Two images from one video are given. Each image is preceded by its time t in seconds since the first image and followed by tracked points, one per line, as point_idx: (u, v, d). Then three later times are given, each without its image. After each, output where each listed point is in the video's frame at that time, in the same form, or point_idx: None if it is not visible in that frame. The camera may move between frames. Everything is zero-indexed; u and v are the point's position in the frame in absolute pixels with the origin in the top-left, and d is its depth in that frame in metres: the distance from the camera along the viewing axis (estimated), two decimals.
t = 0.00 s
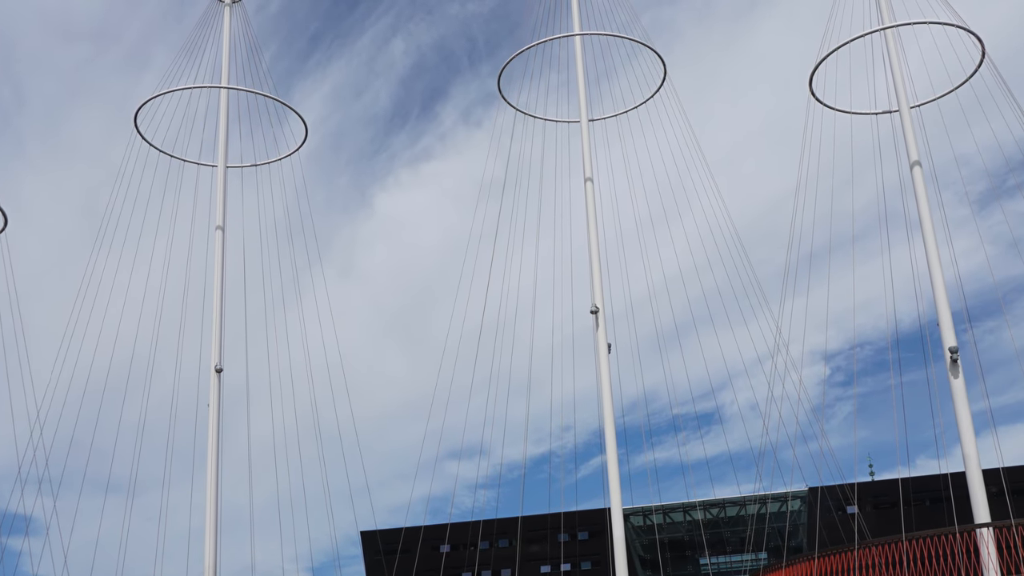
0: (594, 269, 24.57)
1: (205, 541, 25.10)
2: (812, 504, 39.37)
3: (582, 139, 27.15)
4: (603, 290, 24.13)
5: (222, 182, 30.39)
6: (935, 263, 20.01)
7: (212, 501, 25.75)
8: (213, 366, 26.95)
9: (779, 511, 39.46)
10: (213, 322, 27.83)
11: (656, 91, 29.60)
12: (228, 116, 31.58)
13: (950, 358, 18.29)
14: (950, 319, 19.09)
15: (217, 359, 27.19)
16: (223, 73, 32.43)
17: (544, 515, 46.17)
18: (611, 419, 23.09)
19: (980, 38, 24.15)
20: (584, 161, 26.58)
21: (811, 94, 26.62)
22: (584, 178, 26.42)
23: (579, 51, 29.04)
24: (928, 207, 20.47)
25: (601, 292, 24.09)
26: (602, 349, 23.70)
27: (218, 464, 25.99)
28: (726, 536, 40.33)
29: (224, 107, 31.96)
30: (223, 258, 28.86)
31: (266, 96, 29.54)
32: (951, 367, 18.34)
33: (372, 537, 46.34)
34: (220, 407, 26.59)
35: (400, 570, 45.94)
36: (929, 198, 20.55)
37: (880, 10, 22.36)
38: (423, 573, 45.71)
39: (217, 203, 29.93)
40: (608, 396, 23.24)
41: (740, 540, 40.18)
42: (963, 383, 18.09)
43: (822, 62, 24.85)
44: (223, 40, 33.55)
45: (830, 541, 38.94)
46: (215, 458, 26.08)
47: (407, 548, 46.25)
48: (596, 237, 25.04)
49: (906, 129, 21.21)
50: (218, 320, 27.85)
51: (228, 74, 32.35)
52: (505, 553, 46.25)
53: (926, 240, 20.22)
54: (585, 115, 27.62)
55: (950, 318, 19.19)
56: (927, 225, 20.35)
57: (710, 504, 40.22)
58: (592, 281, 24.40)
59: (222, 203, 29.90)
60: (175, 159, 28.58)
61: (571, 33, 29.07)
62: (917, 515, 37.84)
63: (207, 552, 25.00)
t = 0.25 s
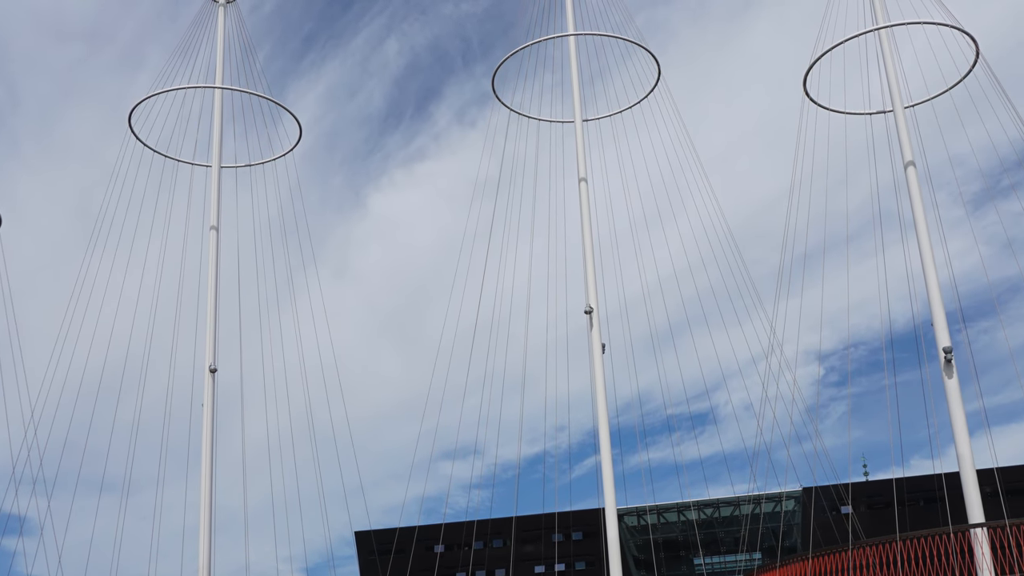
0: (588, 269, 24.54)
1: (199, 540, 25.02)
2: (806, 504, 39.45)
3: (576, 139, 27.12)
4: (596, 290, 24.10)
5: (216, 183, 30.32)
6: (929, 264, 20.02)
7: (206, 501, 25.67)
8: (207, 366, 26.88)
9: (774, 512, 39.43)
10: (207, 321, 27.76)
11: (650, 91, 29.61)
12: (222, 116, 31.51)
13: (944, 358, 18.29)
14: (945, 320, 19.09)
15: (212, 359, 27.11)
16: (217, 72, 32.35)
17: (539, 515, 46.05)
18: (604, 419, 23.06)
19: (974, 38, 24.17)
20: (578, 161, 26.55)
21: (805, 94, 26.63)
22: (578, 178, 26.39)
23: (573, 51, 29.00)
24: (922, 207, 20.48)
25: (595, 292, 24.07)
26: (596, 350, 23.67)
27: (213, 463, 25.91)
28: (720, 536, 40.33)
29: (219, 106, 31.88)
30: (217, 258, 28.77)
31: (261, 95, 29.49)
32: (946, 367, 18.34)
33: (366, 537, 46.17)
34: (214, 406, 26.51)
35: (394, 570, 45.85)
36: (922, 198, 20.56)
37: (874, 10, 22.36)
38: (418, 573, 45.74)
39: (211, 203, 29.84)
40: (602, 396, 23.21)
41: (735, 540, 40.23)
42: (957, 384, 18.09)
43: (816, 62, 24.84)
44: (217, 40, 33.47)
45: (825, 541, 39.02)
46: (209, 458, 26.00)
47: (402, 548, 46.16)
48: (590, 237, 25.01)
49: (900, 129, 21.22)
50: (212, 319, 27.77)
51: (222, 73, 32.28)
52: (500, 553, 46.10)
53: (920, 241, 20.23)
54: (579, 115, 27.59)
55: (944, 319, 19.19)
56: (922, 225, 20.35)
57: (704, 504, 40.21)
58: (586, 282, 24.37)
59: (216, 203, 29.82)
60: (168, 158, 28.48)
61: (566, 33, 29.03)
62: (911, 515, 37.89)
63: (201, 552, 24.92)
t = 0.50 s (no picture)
0: (582, 269, 24.52)
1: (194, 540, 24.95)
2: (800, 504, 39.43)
3: (570, 139, 27.10)
4: (591, 290, 24.08)
5: (211, 183, 30.24)
6: (923, 264, 20.03)
7: (200, 501, 25.60)
8: (201, 366, 26.81)
9: (768, 512, 39.56)
10: (201, 321, 27.68)
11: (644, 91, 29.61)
12: (216, 116, 31.43)
13: (938, 358, 18.30)
14: (939, 320, 19.11)
15: (206, 360, 27.04)
16: (210, 73, 32.26)
17: (533, 516, 46.08)
18: (599, 419, 23.04)
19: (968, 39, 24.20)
20: (572, 161, 26.53)
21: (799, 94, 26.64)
22: (573, 178, 26.37)
23: (567, 52, 28.98)
24: (917, 207, 20.49)
25: (590, 292, 24.05)
26: (590, 350, 23.65)
27: (207, 464, 25.84)
28: (714, 536, 40.36)
29: (212, 107, 31.79)
30: (211, 258, 28.70)
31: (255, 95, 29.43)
32: (940, 368, 18.35)
33: (361, 537, 46.23)
34: (208, 406, 26.44)
35: (388, 570, 45.76)
36: (917, 199, 20.57)
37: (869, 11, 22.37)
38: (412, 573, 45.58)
39: (205, 203, 29.76)
40: (597, 396, 23.19)
41: (729, 540, 40.21)
42: (951, 384, 18.10)
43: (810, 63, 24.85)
44: (211, 40, 33.38)
45: (819, 541, 38.95)
46: (203, 458, 25.94)
47: (396, 548, 46.14)
48: (584, 237, 24.99)
49: (895, 130, 21.23)
50: (206, 319, 27.70)
51: (216, 74, 32.20)
52: (494, 553, 46.17)
53: (915, 241, 20.24)
54: (573, 115, 27.57)
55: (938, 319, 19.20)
56: (916, 225, 20.37)
57: (699, 504, 40.22)
58: (580, 282, 24.35)
59: (210, 203, 29.74)
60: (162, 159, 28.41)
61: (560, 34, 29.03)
62: (905, 516, 37.93)
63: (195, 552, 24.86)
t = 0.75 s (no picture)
0: (576, 269, 24.49)
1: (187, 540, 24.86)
2: (795, 505, 39.52)
3: (564, 139, 27.07)
4: (584, 290, 24.06)
5: (205, 183, 30.15)
6: (917, 264, 20.04)
7: (194, 501, 25.51)
8: (195, 366, 26.73)
9: (761, 512, 39.60)
10: (195, 321, 27.60)
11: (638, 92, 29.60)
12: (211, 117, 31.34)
13: (932, 358, 18.30)
14: (933, 320, 19.10)
15: (200, 360, 26.96)
16: (205, 74, 32.17)
17: (527, 516, 46.04)
18: (593, 419, 23.01)
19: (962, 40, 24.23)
20: (566, 161, 26.50)
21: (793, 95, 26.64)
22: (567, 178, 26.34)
23: (561, 52, 28.95)
24: (911, 208, 20.49)
25: (584, 293, 24.03)
26: (584, 350, 23.62)
27: (201, 465, 25.76)
28: (708, 537, 40.39)
29: (207, 107, 31.71)
30: (206, 258, 28.61)
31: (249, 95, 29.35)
32: (934, 368, 18.35)
33: (355, 537, 46.04)
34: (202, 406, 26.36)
35: (382, 570, 45.68)
36: (911, 199, 20.58)
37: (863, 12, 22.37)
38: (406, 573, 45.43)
39: (199, 203, 29.68)
40: (590, 396, 23.16)
41: (723, 540, 40.24)
42: (945, 384, 18.10)
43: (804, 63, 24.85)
44: (205, 41, 33.29)
45: (813, 541, 38.95)
46: (197, 458, 25.84)
47: (390, 548, 46.10)
48: (579, 238, 24.96)
49: (889, 130, 21.24)
50: (200, 319, 27.62)
51: (211, 74, 32.12)
52: (488, 553, 45.97)
53: (908, 241, 20.25)
54: (568, 116, 27.54)
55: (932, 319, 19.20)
56: (910, 225, 20.37)
57: (693, 504, 40.37)
58: (574, 282, 24.32)
59: (204, 204, 29.65)
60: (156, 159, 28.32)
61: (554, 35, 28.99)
62: (899, 516, 37.96)
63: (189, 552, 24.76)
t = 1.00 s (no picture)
0: (571, 269, 24.46)
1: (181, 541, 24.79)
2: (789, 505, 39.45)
3: (559, 139, 27.04)
4: (579, 290, 24.04)
5: (199, 183, 30.07)
6: (911, 264, 20.06)
7: (188, 502, 25.42)
8: (190, 366, 26.65)
9: (756, 512, 39.64)
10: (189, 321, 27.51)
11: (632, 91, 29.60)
12: (205, 117, 31.25)
13: (927, 358, 18.31)
14: (927, 321, 19.12)
15: (194, 360, 26.88)
16: (199, 74, 32.09)
17: (521, 516, 45.99)
18: (587, 419, 22.99)
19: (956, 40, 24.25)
20: (560, 162, 26.48)
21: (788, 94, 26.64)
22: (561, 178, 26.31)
23: (555, 52, 28.93)
24: (905, 208, 20.51)
25: (578, 293, 23.99)
26: (578, 350, 23.59)
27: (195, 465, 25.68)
28: (702, 537, 40.34)
29: (201, 108, 31.62)
30: (200, 258, 28.53)
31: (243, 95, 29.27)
32: (928, 368, 18.36)
33: (349, 537, 46.01)
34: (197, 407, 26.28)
35: (376, 570, 45.60)
36: (905, 199, 20.59)
37: (857, 12, 22.37)
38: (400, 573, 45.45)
39: (194, 203, 29.60)
40: (585, 397, 23.13)
41: (717, 540, 40.19)
42: (939, 384, 18.11)
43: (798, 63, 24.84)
44: (200, 41, 33.19)
45: (808, 541, 38.94)
46: (191, 458, 25.76)
47: (384, 548, 46.00)
48: (573, 238, 24.94)
49: (883, 130, 21.25)
50: (194, 320, 27.53)
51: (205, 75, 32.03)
52: (482, 553, 46.06)
53: (903, 241, 20.26)
54: (562, 116, 27.51)
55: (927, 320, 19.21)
56: (904, 226, 20.38)
57: (687, 504, 40.35)
58: (568, 283, 24.28)
59: (199, 203, 29.58)
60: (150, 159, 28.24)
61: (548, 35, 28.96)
62: (893, 516, 38.01)
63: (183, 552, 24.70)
